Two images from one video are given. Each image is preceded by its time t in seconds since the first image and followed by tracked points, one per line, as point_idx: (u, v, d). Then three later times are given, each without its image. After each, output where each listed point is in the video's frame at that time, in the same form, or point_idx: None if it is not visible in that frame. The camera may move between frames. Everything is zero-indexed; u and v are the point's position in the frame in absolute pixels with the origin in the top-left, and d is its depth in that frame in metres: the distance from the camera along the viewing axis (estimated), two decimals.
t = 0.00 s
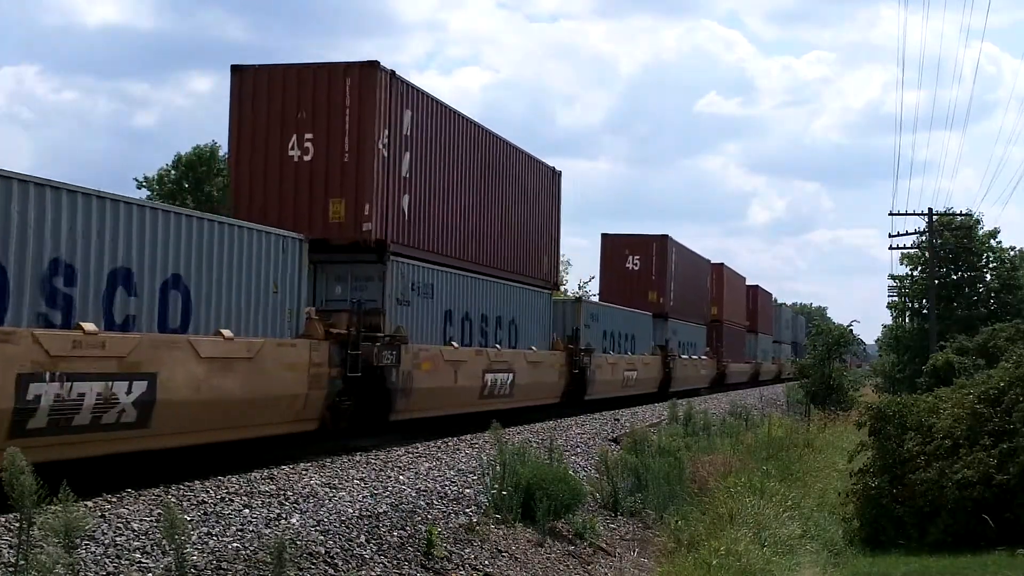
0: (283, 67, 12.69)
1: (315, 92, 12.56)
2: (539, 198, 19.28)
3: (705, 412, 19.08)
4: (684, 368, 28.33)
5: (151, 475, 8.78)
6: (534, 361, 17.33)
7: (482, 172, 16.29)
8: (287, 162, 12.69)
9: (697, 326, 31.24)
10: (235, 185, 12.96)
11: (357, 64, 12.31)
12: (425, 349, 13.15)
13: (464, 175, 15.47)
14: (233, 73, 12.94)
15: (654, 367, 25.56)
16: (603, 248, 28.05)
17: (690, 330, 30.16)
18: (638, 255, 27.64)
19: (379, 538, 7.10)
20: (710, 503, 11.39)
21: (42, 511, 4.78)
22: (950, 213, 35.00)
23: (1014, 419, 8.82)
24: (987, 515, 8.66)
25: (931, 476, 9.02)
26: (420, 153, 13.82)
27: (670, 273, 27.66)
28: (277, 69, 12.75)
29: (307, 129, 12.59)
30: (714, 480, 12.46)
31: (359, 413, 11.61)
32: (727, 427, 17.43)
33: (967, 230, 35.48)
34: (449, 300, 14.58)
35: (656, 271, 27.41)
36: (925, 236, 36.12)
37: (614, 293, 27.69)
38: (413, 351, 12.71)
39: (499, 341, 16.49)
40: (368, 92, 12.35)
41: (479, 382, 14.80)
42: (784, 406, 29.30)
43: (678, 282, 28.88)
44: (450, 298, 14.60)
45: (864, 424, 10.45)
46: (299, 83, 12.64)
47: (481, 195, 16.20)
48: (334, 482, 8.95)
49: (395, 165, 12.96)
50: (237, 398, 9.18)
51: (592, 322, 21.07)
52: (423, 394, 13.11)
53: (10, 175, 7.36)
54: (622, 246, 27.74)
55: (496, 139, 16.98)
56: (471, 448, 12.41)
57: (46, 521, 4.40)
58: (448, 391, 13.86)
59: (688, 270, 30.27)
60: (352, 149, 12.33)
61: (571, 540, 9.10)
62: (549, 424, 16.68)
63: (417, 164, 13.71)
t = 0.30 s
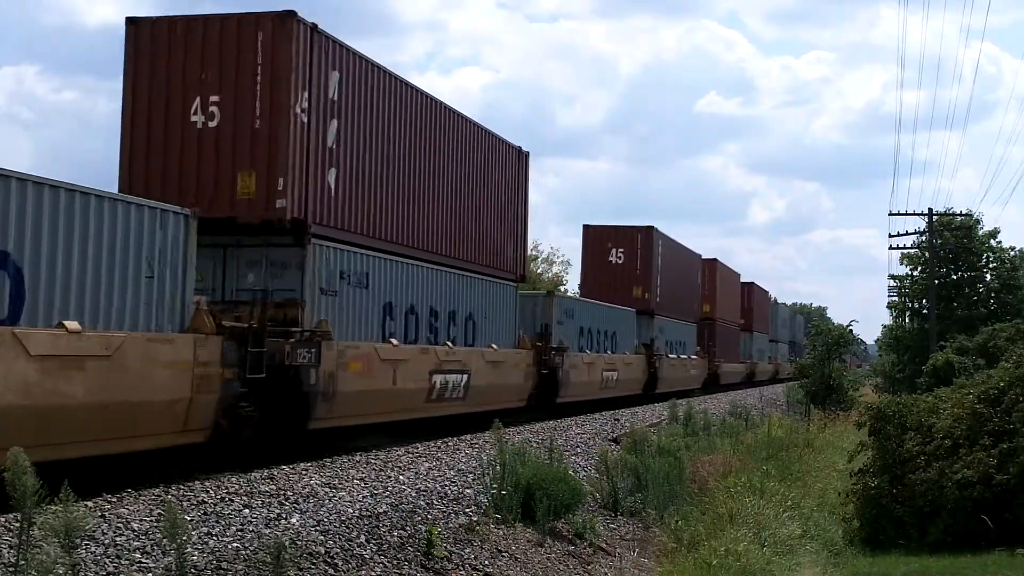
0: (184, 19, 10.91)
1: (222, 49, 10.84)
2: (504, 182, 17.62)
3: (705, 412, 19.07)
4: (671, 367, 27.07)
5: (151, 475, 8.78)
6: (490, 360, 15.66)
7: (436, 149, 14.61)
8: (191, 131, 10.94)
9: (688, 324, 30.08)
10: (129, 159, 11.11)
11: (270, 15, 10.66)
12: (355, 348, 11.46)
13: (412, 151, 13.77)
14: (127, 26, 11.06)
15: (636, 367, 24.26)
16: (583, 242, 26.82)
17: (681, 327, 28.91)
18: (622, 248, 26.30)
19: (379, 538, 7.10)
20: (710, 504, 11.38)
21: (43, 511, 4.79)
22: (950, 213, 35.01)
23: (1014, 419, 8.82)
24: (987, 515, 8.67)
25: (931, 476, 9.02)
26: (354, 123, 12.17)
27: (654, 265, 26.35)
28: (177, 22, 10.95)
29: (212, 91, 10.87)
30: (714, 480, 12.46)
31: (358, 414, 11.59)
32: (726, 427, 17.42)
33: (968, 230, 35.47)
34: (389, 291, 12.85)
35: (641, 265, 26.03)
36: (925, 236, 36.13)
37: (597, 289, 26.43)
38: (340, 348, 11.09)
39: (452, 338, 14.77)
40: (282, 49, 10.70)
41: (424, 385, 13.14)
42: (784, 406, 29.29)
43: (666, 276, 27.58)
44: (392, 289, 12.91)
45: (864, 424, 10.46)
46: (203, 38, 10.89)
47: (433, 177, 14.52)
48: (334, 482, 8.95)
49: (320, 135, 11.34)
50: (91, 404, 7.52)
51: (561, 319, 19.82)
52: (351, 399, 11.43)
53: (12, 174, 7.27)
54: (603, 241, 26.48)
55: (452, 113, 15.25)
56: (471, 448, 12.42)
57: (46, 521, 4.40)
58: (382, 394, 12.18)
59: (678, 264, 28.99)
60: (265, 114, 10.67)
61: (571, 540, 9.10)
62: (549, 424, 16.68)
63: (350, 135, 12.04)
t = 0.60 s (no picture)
0: None
1: None
2: (460, 164, 15.84)
3: (705, 412, 19.06)
4: (658, 368, 25.31)
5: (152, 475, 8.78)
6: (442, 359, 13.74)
7: (373, 118, 12.89)
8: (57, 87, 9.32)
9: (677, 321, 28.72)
10: None
11: None
12: (259, 345, 9.47)
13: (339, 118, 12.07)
14: None
15: (618, 369, 22.43)
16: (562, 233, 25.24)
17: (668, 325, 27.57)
18: (604, 239, 24.60)
19: (379, 538, 7.10)
20: (710, 504, 11.38)
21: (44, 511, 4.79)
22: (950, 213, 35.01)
23: (1014, 419, 8.82)
24: (987, 515, 8.68)
25: (931, 476, 9.01)
26: (262, 80, 10.53)
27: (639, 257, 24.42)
28: None
29: (81, 38, 9.22)
30: (714, 480, 12.45)
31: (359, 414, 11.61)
32: (727, 427, 17.42)
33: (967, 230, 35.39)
34: (311, 279, 11.16)
35: (624, 257, 24.38)
36: (925, 236, 36.13)
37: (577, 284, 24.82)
38: (239, 344, 9.18)
39: (394, 335, 13.01)
40: None
41: (355, 388, 11.18)
42: (783, 406, 29.29)
43: (652, 271, 26.02)
44: (312, 278, 11.18)
45: (864, 424, 10.46)
46: None
47: (369, 150, 12.81)
48: (334, 482, 8.95)
49: (213, 93, 9.68)
50: None
51: (533, 315, 17.88)
52: (256, 407, 9.43)
53: (12, 173, 7.25)
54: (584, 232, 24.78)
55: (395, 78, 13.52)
56: (471, 448, 12.42)
57: (46, 521, 4.40)
58: (260, 404, 9.45)
59: (664, 259, 27.47)
60: (142, 63, 9.02)
61: (571, 540, 9.10)
62: (549, 424, 16.68)
63: (254, 94, 10.38)
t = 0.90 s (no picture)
0: None
1: None
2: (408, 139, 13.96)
3: (705, 412, 19.07)
4: (642, 367, 23.84)
5: (152, 475, 8.79)
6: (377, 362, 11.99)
7: (292, 80, 11.13)
8: None
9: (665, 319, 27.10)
10: None
11: None
12: (122, 341, 7.83)
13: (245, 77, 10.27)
14: None
15: (594, 370, 20.75)
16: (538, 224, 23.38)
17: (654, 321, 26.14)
18: (583, 231, 22.72)
19: (379, 538, 7.10)
20: (711, 504, 11.39)
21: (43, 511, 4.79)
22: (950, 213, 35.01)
23: (1014, 419, 8.82)
24: (987, 515, 8.69)
25: (931, 475, 9.00)
26: (135, 23, 8.63)
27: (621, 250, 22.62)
28: None
29: None
30: (714, 480, 12.45)
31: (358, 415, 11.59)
32: (727, 427, 17.42)
33: (968, 230, 35.30)
34: (202, 264, 9.37)
35: (605, 249, 22.51)
36: (925, 236, 36.12)
37: (555, 279, 22.92)
38: (92, 339, 7.50)
39: (314, 331, 11.24)
40: None
41: (257, 393, 9.55)
42: (783, 406, 29.28)
43: (635, 265, 24.34)
44: (201, 262, 9.35)
45: (864, 424, 10.46)
46: None
47: (286, 118, 11.03)
48: (334, 482, 8.96)
49: (60, 33, 7.79)
50: None
51: (491, 311, 16.11)
52: (114, 414, 7.77)
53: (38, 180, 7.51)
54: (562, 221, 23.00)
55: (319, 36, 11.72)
56: (471, 448, 12.43)
57: (47, 521, 4.40)
58: (125, 413, 7.87)
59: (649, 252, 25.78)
60: None
61: (571, 540, 9.10)
62: (549, 424, 16.69)
63: (123, 37, 8.48)
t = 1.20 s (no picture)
0: None
1: None
2: (337, 104, 12.22)
3: (705, 412, 19.05)
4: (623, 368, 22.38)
5: (152, 476, 8.79)
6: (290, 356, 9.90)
7: (213, 43, 9.74)
8: None
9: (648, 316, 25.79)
10: None
11: None
12: None
13: (154, 31, 8.88)
14: None
15: (565, 371, 18.79)
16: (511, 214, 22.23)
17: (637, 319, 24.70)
18: (559, 220, 21.54)
19: (379, 538, 7.10)
20: (710, 504, 11.39)
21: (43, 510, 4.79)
22: (950, 213, 35.03)
23: (1014, 420, 8.82)
24: (987, 515, 8.69)
25: (931, 476, 9.00)
26: None
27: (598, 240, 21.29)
28: None
29: None
30: (714, 480, 12.45)
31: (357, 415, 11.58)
32: (726, 427, 17.42)
33: (967, 230, 35.35)
34: (64, 245, 7.68)
35: (582, 239, 21.25)
36: (925, 236, 36.14)
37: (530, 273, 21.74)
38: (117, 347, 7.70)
39: (226, 325, 9.71)
40: None
41: (119, 403, 7.59)
42: (783, 406, 29.29)
43: (617, 257, 23.01)
44: (110, 246, 8.18)
45: (864, 424, 10.46)
46: None
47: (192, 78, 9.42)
48: (334, 482, 8.96)
49: None
50: None
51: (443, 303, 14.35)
52: None
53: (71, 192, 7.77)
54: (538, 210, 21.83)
55: None
56: (471, 448, 12.43)
57: (47, 521, 4.41)
58: (9, 423, 6.72)
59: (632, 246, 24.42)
60: None
61: (571, 540, 9.10)
62: (549, 424, 16.69)
63: None
